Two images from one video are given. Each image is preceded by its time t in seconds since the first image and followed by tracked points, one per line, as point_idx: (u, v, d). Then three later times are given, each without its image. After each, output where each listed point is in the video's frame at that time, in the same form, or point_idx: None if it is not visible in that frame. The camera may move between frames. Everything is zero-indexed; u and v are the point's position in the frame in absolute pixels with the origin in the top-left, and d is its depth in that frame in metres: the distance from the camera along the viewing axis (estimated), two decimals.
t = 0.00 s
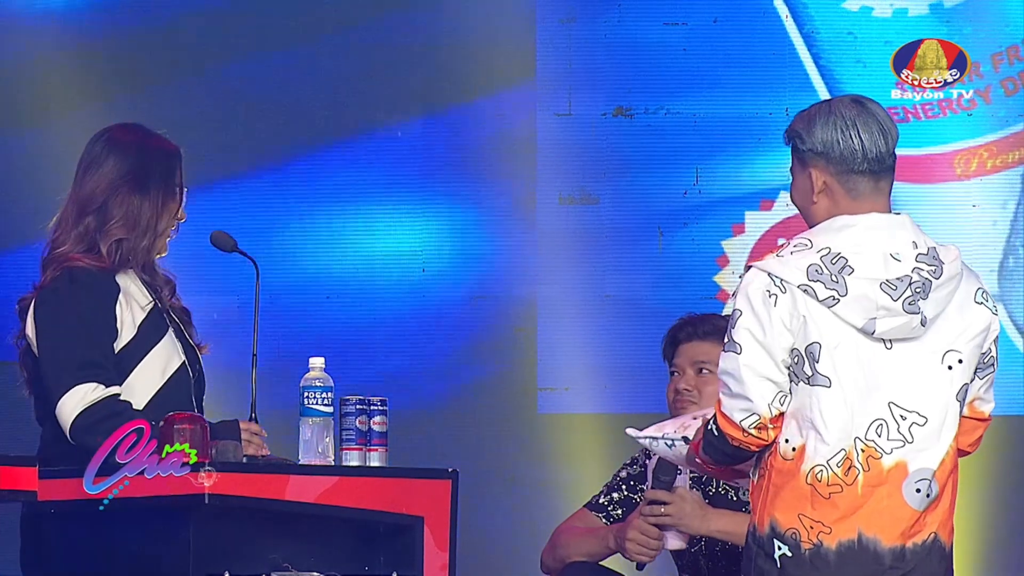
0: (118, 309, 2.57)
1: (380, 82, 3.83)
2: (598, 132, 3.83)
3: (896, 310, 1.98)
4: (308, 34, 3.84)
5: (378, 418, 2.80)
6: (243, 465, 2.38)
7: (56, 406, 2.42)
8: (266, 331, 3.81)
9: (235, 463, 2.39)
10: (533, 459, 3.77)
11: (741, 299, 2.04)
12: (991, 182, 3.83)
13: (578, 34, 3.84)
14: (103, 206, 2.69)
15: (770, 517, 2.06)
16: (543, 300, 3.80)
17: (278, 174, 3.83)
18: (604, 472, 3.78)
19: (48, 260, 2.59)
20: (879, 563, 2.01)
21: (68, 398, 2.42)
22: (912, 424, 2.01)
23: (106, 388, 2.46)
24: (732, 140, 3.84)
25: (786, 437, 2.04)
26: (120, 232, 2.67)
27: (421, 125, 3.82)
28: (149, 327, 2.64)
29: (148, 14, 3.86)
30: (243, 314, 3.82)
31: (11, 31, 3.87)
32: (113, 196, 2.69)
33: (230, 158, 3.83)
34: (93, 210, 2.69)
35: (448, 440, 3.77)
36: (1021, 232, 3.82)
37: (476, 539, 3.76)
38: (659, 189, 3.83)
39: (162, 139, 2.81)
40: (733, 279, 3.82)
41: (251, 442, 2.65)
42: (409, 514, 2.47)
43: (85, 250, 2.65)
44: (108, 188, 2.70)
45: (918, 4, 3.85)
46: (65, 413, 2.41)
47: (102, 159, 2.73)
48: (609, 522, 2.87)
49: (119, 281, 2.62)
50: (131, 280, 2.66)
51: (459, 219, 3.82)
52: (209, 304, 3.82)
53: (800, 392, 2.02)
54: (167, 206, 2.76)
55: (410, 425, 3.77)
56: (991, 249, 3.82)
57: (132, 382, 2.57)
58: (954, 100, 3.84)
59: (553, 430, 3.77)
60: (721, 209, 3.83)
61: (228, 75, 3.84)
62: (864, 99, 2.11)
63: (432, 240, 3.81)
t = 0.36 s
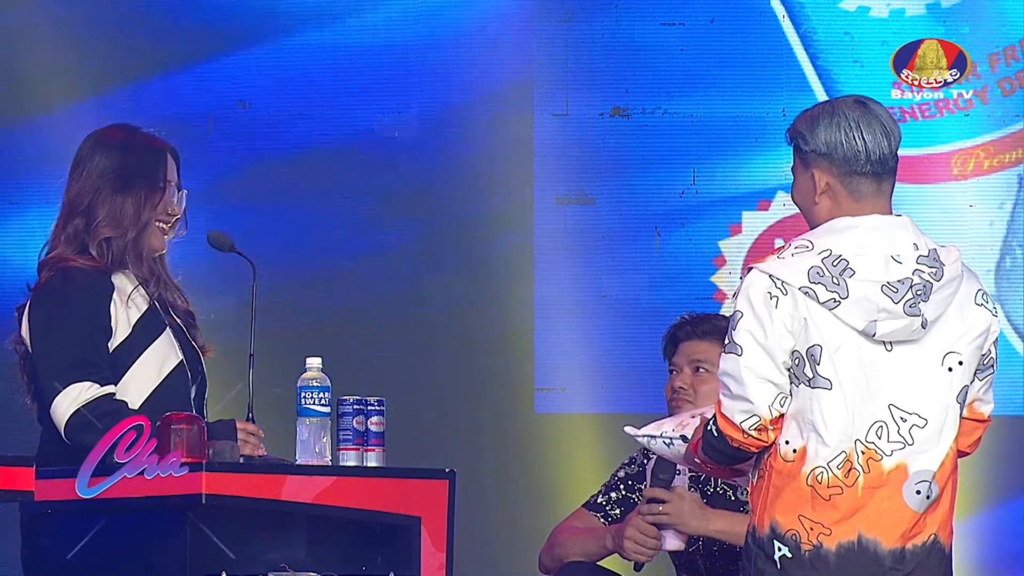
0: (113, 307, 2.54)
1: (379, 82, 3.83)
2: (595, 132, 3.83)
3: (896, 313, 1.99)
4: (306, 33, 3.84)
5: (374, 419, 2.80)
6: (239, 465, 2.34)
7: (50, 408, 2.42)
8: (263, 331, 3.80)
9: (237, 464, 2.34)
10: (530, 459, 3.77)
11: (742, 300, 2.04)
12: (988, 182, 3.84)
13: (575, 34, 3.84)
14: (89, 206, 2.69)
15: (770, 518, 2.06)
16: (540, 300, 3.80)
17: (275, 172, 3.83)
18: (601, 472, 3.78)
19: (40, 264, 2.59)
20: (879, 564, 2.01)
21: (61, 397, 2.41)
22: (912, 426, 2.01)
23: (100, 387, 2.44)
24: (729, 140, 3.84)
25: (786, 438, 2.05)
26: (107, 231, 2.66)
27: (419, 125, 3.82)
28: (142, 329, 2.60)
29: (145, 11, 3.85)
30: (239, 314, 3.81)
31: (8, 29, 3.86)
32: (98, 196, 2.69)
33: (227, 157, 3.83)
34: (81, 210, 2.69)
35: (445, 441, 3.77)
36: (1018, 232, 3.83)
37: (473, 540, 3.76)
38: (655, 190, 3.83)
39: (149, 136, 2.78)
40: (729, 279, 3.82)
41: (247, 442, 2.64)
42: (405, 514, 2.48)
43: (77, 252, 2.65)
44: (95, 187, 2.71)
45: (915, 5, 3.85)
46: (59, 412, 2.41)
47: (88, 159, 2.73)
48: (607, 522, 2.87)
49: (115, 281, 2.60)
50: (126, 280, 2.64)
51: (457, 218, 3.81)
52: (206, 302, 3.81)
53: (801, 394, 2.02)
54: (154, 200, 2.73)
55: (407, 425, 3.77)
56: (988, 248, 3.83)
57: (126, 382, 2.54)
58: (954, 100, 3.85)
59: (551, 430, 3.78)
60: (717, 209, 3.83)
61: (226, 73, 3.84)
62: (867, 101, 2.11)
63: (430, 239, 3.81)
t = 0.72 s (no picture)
0: (112, 308, 2.54)
1: (378, 82, 3.83)
2: (594, 132, 3.83)
3: (893, 312, 1.99)
4: (305, 34, 3.85)
5: (373, 418, 2.80)
6: (238, 464, 2.26)
7: (48, 409, 2.41)
8: (263, 331, 3.80)
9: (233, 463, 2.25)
10: (531, 459, 3.77)
11: (740, 300, 2.05)
12: (987, 182, 3.84)
13: (574, 34, 3.84)
14: (91, 207, 2.69)
15: (769, 518, 2.06)
16: (539, 300, 3.80)
17: (276, 173, 3.83)
18: (602, 472, 3.78)
19: (41, 264, 2.59)
20: (878, 564, 2.01)
21: (60, 397, 2.40)
22: (911, 426, 2.01)
23: (98, 388, 2.44)
24: (729, 140, 3.84)
25: (785, 438, 2.05)
26: (107, 230, 2.67)
27: (418, 125, 3.82)
28: (143, 329, 2.60)
29: (145, 12, 3.86)
30: (240, 314, 3.81)
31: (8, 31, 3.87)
32: (99, 196, 2.70)
33: (227, 157, 3.83)
34: (81, 211, 2.70)
35: (445, 441, 3.77)
36: (1017, 232, 3.82)
37: (473, 540, 3.75)
38: (655, 190, 3.83)
39: (147, 135, 2.79)
40: (730, 279, 3.82)
41: (247, 442, 2.64)
42: (406, 514, 2.55)
43: (78, 252, 2.65)
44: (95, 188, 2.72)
45: (914, 5, 3.86)
46: (57, 412, 2.40)
47: (89, 159, 2.75)
48: (607, 522, 2.88)
49: (115, 282, 2.59)
50: (128, 279, 2.63)
51: (457, 219, 3.81)
52: (208, 303, 3.81)
53: (799, 393, 2.02)
54: (153, 199, 2.73)
55: (407, 426, 3.77)
56: (987, 249, 3.83)
57: (126, 382, 2.54)
58: (954, 100, 3.85)
59: (550, 430, 3.78)
60: (717, 209, 3.83)
61: (226, 74, 3.85)
62: (870, 101, 2.10)
63: (430, 239, 3.81)
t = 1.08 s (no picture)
0: (113, 308, 2.53)
1: (378, 81, 3.83)
2: (593, 132, 3.83)
3: (896, 314, 1.99)
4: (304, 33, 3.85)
5: (373, 418, 2.80)
6: (239, 465, 2.26)
7: (47, 407, 2.41)
8: (262, 330, 3.79)
9: (233, 464, 2.26)
10: (531, 459, 3.77)
11: (743, 301, 2.05)
12: (986, 182, 3.84)
13: (573, 34, 3.84)
14: (102, 209, 2.66)
15: (771, 519, 2.06)
16: (539, 300, 3.80)
17: (274, 172, 3.82)
18: (600, 472, 3.78)
19: (43, 264, 2.57)
20: (880, 566, 2.01)
21: (57, 399, 2.40)
22: (913, 428, 2.01)
23: (97, 388, 2.43)
24: (728, 140, 3.84)
25: (788, 439, 2.05)
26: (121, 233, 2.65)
27: (417, 124, 3.82)
28: (144, 327, 2.60)
29: (144, 11, 3.85)
30: (239, 313, 3.81)
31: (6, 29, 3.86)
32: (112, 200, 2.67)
33: (225, 156, 3.83)
34: (90, 213, 2.66)
35: (445, 440, 3.77)
36: (1017, 232, 3.83)
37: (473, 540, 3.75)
38: (654, 190, 3.83)
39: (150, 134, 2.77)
40: (729, 279, 3.82)
41: (246, 442, 2.65)
42: (405, 514, 2.54)
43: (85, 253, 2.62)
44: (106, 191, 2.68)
45: (914, 5, 3.86)
46: (56, 414, 2.40)
47: (99, 162, 2.68)
48: (607, 523, 2.88)
49: (115, 281, 2.58)
50: (130, 279, 2.62)
51: (456, 219, 3.81)
52: (206, 303, 3.81)
53: (801, 394, 2.02)
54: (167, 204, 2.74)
55: (406, 425, 3.77)
56: (985, 249, 3.84)
57: (125, 382, 2.54)
58: (953, 100, 3.85)
59: (550, 430, 3.78)
60: (716, 210, 3.83)
61: (224, 73, 3.84)
62: (873, 101, 2.10)
63: (428, 238, 3.81)
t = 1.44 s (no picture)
0: (103, 308, 2.52)
1: (376, 81, 3.82)
2: (591, 132, 3.83)
3: (895, 314, 1.99)
4: (302, 33, 3.85)
5: (371, 418, 2.78)
6: (236, 464, 2.26)
7: (43, 408, 2.40)
8: (260, 330, 3.79)
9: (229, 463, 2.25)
10: (529, 459, 3.77)
11: (742, 301, 2.05)
12: (984, 182, 3.84)
13: (571, 34, 3.84)
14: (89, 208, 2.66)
15: (769, 518, 2.06)
16: (537, 300, 3.80)
17: (272, 172, 3.82)
18: (599, 471, 3.78)
19: (33, 266, 2.57)
20: (879, 566, 2.01)
21: (53, 400, 2.40)
22: (912, 428, 2.01)
23: (92, 388, 2.42)
24: (726, 141, 3.84)
25: (786, 439, 2.05)
26: (111, 233, 2.64)
27: (416, 124, 3.82)
28: (138, 326, 2.59)
29: (143, 12, 3.85)
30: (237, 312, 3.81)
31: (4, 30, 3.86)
32: (101, 198, 2.66)
33: (224, 157, 3.82)
34: (81, 214, 2.65)
35: (443, 441, 3.76)
36: (1015, 232, 3.83)
37: (471, 541, 3.75)
38: (653, 191, 3.83)
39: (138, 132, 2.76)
40: (727, 279, 3.82)
41: (242, 442, 2.64)
42: (404, 514, 2.53)
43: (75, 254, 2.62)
44: (96, 189, 2.67)
45: (912, 5, 3.86)
46: (52, 416, 2.40)
47: (84, 163, 2.69)
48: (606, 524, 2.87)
49: (109, 280, 2.58)
50: (121, 279, 2.61)
51: (454, 218, 3.81)
52: (203, 302, 3.80)
53: (800, 394, 2.02)
54: (156, 202, 2.72)
55: (405, 425, 3.77)
56: (985, 249, 3.84)
57: (120, 382, 2.54)
58: (953, 100, 3.85)
59: (549, 429, 3.78)
60: (714, 210, 3.83)
61: (223, 73, 3.84)
62: (875, 101, 2.10)
63: (427, 237, 3.81)
